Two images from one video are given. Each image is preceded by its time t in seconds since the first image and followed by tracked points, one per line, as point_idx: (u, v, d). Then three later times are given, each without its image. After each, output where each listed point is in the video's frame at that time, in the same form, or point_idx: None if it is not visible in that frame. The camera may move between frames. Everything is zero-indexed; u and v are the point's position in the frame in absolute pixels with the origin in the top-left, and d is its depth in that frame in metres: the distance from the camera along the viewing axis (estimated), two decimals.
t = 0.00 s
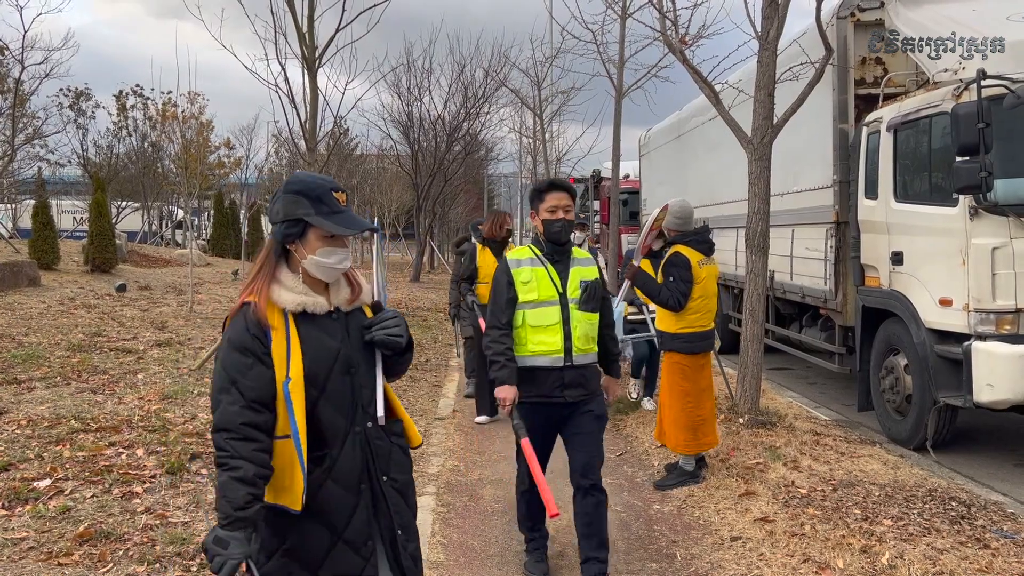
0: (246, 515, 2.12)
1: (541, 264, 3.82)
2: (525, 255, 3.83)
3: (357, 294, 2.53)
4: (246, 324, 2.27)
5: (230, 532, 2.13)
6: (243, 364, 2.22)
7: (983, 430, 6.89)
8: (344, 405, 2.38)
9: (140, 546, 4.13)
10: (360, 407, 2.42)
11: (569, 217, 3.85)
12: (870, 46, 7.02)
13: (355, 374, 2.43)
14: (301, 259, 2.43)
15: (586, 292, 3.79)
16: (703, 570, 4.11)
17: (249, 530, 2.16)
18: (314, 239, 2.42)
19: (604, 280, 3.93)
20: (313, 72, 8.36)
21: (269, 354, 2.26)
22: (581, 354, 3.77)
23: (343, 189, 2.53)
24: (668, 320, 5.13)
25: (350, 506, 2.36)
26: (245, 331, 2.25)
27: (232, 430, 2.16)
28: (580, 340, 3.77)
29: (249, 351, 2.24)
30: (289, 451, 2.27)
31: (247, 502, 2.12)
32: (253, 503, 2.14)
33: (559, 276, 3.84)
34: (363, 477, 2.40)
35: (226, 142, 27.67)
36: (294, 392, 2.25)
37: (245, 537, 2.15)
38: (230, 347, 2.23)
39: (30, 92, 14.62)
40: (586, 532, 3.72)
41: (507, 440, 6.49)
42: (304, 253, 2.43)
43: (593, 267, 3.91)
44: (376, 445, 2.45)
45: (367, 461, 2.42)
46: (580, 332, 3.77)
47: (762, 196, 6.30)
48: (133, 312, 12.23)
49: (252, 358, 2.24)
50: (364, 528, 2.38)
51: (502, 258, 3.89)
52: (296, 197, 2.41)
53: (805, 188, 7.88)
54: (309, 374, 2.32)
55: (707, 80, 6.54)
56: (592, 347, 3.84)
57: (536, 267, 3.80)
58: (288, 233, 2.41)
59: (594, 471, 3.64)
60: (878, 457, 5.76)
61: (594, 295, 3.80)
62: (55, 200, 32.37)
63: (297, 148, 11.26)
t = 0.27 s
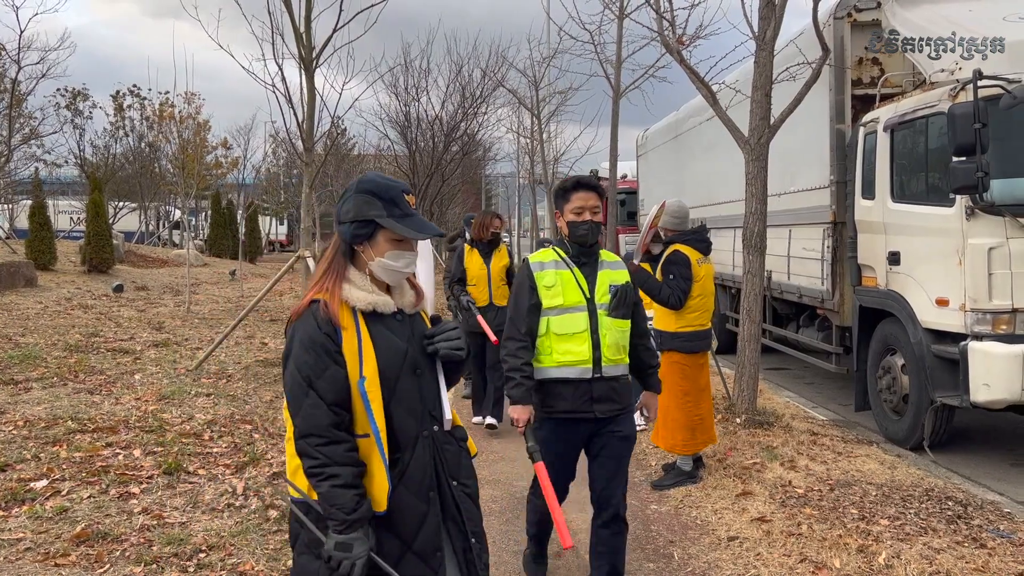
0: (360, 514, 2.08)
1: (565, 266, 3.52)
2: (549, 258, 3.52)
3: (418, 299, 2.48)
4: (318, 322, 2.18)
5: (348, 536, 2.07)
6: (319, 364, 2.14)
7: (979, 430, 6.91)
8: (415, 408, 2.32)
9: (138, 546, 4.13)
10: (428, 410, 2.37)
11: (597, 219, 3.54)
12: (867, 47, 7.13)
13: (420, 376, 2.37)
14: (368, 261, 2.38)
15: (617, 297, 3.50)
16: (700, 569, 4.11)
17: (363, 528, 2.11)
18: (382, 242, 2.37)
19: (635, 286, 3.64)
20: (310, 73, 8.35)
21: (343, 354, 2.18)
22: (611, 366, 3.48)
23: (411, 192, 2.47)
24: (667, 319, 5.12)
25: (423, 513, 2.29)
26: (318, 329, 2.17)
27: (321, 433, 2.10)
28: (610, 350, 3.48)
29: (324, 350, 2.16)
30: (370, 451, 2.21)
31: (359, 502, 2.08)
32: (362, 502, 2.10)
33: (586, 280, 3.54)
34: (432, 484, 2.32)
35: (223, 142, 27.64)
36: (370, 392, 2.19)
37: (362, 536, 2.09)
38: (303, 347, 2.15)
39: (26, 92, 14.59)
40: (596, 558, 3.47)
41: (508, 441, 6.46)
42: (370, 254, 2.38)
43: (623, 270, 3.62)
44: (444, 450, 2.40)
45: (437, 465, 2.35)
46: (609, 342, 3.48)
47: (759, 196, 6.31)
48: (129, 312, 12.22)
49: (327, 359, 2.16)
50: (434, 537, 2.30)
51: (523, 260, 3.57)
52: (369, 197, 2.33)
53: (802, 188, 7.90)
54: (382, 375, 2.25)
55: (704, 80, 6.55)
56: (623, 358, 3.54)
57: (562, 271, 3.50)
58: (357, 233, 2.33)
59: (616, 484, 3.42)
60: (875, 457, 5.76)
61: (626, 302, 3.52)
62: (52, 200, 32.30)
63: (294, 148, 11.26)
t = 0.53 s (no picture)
0: (377, 511, 2.02)
1: (585, 264, 3.35)
2: (567, 255, 3.35)
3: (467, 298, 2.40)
4: (355, 314, 2.14)
5: (363, 533, 2.01)
6: (353, 356, 2.10)
7: (975, 429, 6.92)
8: (455, 411, 2.25)
9: (134, 547, 4.12)
10: (468, 415, 2.29)
11: (619, 214, 3.39)
12: (862, 48, 7.06)
13: (461, 380, 2.29)
14: (421, 256, 2.29)
15: (639, 298, 3.28)
16: (697, 569, 4.11)
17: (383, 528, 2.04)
18: (438, 237, 2.28)
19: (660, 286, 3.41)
20: (307, 72, 8.34)
21: (382, 349, 2.13)
22: (632, 373, 3.25)
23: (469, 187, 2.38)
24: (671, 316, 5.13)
25: (457, 522, 2.24)
26: (354, 321, 2.13)
27: (347, 426, 2.05)
28: (631, 355, 3.24)
29: (359, 342, 2.11)
30: (406, 450, 2.16)
31: (376, 497, 2.02)
32: (381, 500, 2.04)
33: (607, 279, 3.35)
34: (470, 493, 2.26)
35: (220, 142, 27.60)
36: (409, 390, 2.14)
37: (381, 535, 2.03)
38: (340, 337, 2.11)
39: (22, 92, 14.53)
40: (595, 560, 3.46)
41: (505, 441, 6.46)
42: (423, 249, 2.29)
43: (648, 269, 3.40)
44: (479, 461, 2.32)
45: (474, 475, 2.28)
46: (630, 347, 3.25)
47: (755, 196, 6.32)
48: (126, 312, 12.21)
49: (362, 351, 2.11)
50: (467, 549, 2.26)
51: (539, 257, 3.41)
52: (426, 191, 2.25)
53: (798, 188, 7.91)
54: (421, 374, 2.19)
55: (700, 80, 6.56)
56: (645, 364, 3.29)
57: (581, 269, 3.32)
58: (410, 228, 2.26)
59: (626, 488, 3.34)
60: (871, 457, 5.77)
61: (650, 304, 3.29)
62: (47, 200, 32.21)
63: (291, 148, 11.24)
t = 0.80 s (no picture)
0: (356, 563, 1.81)
1: (597, 271, 3.05)
2: (578, 262, 3.06)
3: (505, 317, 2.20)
4: (382, 335, 1.94)
5: None
6: (373, 383, 1.90)
7: (970, 429, 6.93)
8: (489, 439, 2.03)
9: (129, 548, 4.10)
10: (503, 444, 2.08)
11: (634, 215, 3.11)
12: (858, 49, 7.13)
13: (496, 406, 2.08)
14: (458, 270, 2.11)
15: (659, 308, 2.96)
16: (693, 569, 4.11)
17: None
18: (476, 250, 2.09)
19: (682, 294, 3.07)
20: (302, 72, 8.32)
21: (410, 374, 1.94)
22: (651, 391, 2.93)
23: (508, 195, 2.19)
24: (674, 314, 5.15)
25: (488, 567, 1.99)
26: (380, 343, 1.93)
27: (353, 464, 1.86)
28: (651, 372, 2.92)
29: (382, 367, 1.91)
30: (430, 486, 1.94)
31: (358, 549, 1.81)
32: (365, 551, 1.83)
33: (622, 288, 3.03)
34: (502, 534, 2.03)
35: (215, 142, 27.59)
36: (438, 418, 1.93)
37: None
38: (362, 360, 1.91)
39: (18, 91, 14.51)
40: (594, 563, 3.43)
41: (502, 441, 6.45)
42: (460, 263, 2.11)
43: (669, 275, 3.08)
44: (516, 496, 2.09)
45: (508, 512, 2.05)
46: (650, 362, 2.93)
47: (751, 196, 6.33)
48: (121, 312, 12.21)
49: (385, 376, 1.91)
50: None
51: (548, 266, 3.13)
52: (465, 201, 2.06)
53: (794, 188, 7.93)
54: (453, 400, 1.99)
55: (696, 80, 6.56)
56: (666, 382, 2.98)
57: (594, 278, 3.02)
58: (448, 240, 2.07)
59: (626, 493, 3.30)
60: (866, 456, 5.78)
61: (672, 314, 2.96)
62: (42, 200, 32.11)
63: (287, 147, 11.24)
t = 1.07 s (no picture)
0: None
1: (618, 266, 2.88)
2: (598, 255, 2.89)
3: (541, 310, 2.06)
4: (412, 333, 1.81)
5: None
6: (401, 387, 1.76)
7: (965, 430, 6.95)
8: (529, 448, 1.88)
9: (125, 549, 4.10)
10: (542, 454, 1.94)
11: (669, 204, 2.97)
12: (854, 49, 7.13)
13: (537, 410, 1.93)
14: (494, 263, 1.96)
15: (685, 309, 2.80)
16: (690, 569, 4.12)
17: None
18: (516, 241, 1.94)
19: (710, 295, 2.90)
20: (299, 73, 8.31)
21: (444, 378, 1.80)
22: (675, 400, 2.77)
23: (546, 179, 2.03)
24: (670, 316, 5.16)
25: None
26: (410, 343, 1.79)
27: (373, 477, 1.73)
28: (675, 378, 2.77)
29: (411, 369, 1.76)
30: (466, 503, 1.79)
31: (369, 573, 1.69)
32: None
33: (645, 286, 2.86)
34: (546, 552, 1.88)
35: (211, 142, 27.57)
36: (474, 425, 1.79)
37: None
38: (390, 361, 1.77)
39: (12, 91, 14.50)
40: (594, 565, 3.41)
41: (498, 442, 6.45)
42: (497, 255, 1.95)
43: (694, 273, 2.94)
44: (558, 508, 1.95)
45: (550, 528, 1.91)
46: (675, 368, 2.77)
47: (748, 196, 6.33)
48: (117, 312, 12.20)
49: (413, 380, 1.76)
50: None
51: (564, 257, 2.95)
52: (506, 187, 1.89)
53: (789, 189, 7.96)
54: (492, 405, 1.83)
55: (692, 81, 6.57)
56: (690, 389, 2.82)
57: (614, 274, 2.85)
58: (488, 232, 1.90)
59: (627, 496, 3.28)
60: (862, 457, 5.80)
61: (699, 316, 2.80)
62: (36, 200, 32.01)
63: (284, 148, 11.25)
